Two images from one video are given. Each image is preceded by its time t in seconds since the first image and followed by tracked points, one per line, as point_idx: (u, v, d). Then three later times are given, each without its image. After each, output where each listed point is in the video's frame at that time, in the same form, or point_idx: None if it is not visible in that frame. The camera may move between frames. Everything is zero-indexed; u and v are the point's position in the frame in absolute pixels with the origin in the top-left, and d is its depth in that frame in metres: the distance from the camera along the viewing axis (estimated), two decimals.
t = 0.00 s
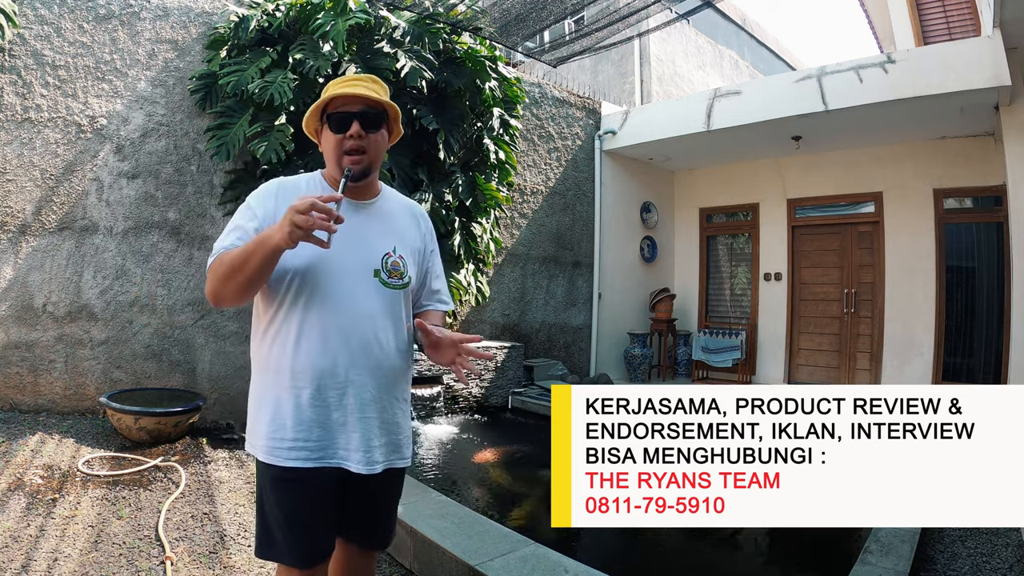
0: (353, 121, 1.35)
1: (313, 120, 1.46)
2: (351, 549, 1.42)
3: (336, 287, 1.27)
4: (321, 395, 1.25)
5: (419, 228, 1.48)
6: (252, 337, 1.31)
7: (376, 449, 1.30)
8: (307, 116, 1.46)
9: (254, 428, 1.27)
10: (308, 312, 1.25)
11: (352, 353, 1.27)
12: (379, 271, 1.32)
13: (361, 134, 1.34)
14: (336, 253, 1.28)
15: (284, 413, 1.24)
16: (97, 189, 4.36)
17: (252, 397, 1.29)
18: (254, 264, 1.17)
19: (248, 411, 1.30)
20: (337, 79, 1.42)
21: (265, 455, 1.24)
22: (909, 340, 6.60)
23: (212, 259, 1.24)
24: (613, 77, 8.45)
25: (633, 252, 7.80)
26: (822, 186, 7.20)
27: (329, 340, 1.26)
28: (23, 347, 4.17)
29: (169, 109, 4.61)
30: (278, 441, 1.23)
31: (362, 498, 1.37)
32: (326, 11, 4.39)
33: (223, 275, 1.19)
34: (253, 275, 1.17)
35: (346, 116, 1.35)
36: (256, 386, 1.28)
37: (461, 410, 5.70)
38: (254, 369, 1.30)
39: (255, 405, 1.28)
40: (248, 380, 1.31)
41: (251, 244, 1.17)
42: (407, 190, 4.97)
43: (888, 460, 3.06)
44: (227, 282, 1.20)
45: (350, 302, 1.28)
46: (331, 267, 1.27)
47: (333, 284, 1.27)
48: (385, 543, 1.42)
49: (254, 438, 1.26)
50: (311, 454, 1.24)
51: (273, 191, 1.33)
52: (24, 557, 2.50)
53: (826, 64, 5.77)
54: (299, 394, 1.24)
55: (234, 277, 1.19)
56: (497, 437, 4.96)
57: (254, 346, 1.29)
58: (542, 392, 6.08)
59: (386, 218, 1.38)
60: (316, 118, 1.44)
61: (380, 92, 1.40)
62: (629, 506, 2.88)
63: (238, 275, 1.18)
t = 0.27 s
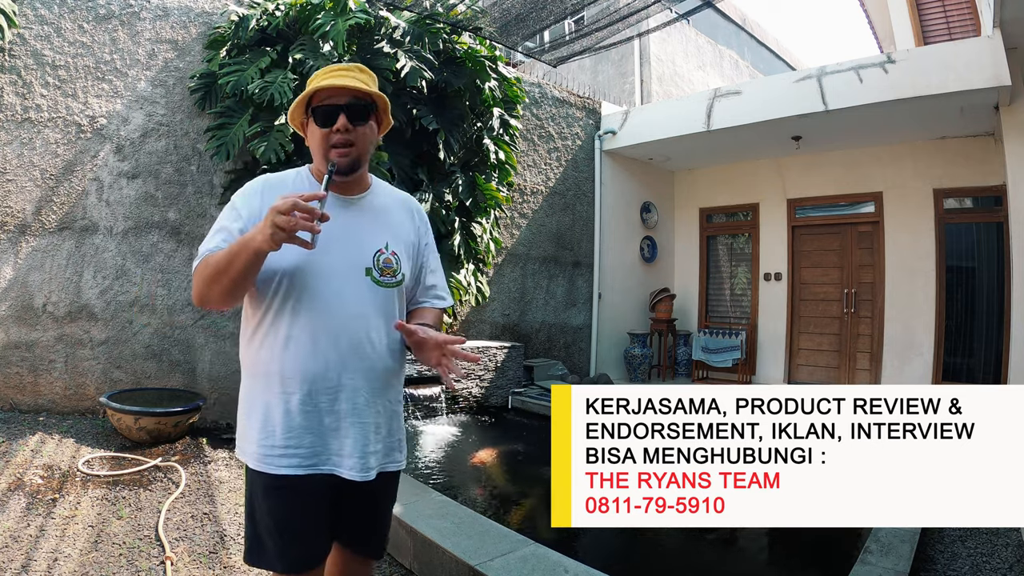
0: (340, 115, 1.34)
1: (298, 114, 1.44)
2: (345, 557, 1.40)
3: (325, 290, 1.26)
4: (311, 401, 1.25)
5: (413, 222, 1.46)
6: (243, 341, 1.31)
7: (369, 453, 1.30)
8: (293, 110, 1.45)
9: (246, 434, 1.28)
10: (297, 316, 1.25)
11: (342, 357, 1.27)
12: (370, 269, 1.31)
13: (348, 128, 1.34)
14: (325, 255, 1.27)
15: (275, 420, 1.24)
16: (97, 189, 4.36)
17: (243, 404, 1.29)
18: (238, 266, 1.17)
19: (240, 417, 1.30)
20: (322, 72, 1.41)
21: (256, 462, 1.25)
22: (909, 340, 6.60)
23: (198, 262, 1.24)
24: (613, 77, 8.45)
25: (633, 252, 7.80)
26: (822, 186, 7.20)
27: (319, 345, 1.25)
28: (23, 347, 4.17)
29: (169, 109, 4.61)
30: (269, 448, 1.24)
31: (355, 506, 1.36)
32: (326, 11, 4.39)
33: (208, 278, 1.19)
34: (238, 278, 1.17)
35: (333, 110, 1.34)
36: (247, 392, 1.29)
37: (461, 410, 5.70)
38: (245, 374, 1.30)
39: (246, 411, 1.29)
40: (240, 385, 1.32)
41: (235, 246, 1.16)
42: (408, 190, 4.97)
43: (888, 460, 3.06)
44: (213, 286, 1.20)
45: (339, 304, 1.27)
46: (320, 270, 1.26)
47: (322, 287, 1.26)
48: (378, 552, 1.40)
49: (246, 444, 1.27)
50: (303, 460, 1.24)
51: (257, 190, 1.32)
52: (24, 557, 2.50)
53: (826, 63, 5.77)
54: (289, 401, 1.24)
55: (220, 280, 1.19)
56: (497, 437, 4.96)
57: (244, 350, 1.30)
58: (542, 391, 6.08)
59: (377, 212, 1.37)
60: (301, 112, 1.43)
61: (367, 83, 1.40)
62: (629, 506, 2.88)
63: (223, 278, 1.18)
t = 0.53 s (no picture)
0: (332, 101, 1.28)
1: (285, 106, 1.37)
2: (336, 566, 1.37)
3: (314, 292, 1.21)
4: (303, 408, 1.20)
5: (406, 216, 1.40)
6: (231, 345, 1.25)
7: (364, 461, 1.25)
8: (280, 102, 1.38)
9: (236, 444, 1.23)
10: (285, 320, 1.20)
11: (334, 361, 1.22)
12: (361, 267, 1.26)
13: (340, 114, 1.27)
14: (313, 254, 1.22)
15: (265, 428, 1.20)
16: (97, 189, 4.36)
17: (231, 412, 1.24)
18: (222, 270, 1.11)
19: (228, 426, 1.26)
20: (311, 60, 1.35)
21: (247, 472, 1.21)
22: (909, 340, 6.59)
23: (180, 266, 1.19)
24: (613, 77, 8.46)
25: (633, 252, 7.80)
26: (822, 186, 7.21)
27: (309, 349, 1.20)
28: (23, 347, 4.17)
29: (169, 109, 4.61)
30: (259, 459, 1.19)
31: (348, 511, 1.32)
32: (326, 11, 4.39)
33: (189, 285, 1.14)
34: (220, 285, 1.12)
35: (325, 96, 1.28)
36: (235, 400, 1.24)
37: (461, 410, 5.70)
38: (233, 380, 1.25)
39: (235, 419, 1.24)
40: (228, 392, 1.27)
41: (216, 251, 1.11)
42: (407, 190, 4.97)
43: (888, 460, 3.06)
44: (195, 291, 1.15)
45: (329, 305, 1.22)
46: (308, 270, 1.21)
47: (311, 289, 1.21)
48: (371, 561, 1.38)
49: (236, 453, 1.22)
50: (295, 470, 1.20)
51: (241, 187, 1.26)
52: (24, 557, 2.50)
53: (826, 63, 5.77)
54: (280, 408, 1.20)
55: (202, 286, 1.13)
56: (497, 437, 4.96)
57: (232, 355, 1.24)
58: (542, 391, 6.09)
59: (367, 208, 1.30)
60: (289, 102, 1.36)
61: (359, 71, 1.34)
62: (629, 506, 2.88)
63: (205, 285, 1.13)
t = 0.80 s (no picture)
0: (336, 94, 1.24)
1: (280, 89, 1.32)
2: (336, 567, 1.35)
3: (307, 293, 1.19)
4: (299, 414, 1.19)
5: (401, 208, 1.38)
6: (221, 351, 1.23)
7: (363, 466, 1.24)
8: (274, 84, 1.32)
9: (229, 451, 1.21)
10: (279, 324, 1.18)
11: (329, 364, 1.20)
12: (356, 264, 1.24)
13: (345, 108, 1.24)
14: (306, 252, 1.20)
15: (261, 436, 1.18)
16: (97, 189, 4.36)
17: (224, 419, 1.22)
18: (204, 262, 1.09)
19: (220, 433, 1.23)
20: (312, 44, 1.30)
21: (242, 481, 1.18)
22: (909, 340, 6.59)
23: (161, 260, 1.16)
24: (613, 77, 8.46)
25: (633, 252, 7.80)
26: (822, 186, 7.21)
27: (304, 353, 1.18)
28: (23, 347, 4.17)
29: (169, 109, 4.61)
30: (255, 466, 1.17)
31: (344, 514, 1.30)
32: (326, 11, 4.39)
33: (172, 277, 1.12)
34: (203, 277, 1.10)
35: (329, 88, 1.24)
36: (228, 406, 1.21)
37: (461, 410, 5.70)
38: (226, 386, 1.23)
39: (227, 426, 1.21)
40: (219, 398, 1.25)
41: (200, 242, 1.09)
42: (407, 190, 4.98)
43: (888, 460, 3.06)
44: (178, 286, 1.13)
45: (324, 305, 1.20)
46: (301, 270, 1.19)
47: (305, 290, 1.19)
48: (368, 564, 1.35)
49: (229, 463, 1.20)
50: (293, 479, 1.18)
51: (228, 180, 1.25)
52: (24, 558, 2.50)
53: (826, 64, 5.78)
54: (274, 415, 1.18)
55: (185, 278, 1.11)
56: (497, 437, 4.96)
57: (223, 362, 1.22)
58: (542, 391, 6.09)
59: (360, 202, 1.29)
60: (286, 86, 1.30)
61: (361, 63, 1.31)
62: (629, 506, 2.88)
63: (187, 277, 1.11)
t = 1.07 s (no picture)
0: (344, 105, 1.21)
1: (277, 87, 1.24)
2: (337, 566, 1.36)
3: (302, 304, 1.15)
4: (295, 427, 1.16)
5: (393, 209, 1.36)
6: (213, 362, 1.20)
7: (362, 476, 1.23)
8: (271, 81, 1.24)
9: (225, 461, 1.19)
10: (273, 336, 1.14)
11: (325, 375, 1.17)
12: (350, 271, 1.21)
13: (352, 122, 1.21)
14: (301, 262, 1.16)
15: (258, 449, 1.16)
16: (97, 189, 4.36)
17: (219, 428, 1.20)
18: (211, 286, 1.05)
19: (215, 442, 1.21)
20: (313, 43, 1.23)
21: (240, 492, 1.17)
22: (909, 340, 6.59)
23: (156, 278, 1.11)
24: (613, 77, 8.46)
25: (633, 252, 7.80)
26: (822, 186, 7.21)
27: (299, 364, 1.15)
28: (23, 347, 4.17)
29: (169, 109, 4.61)
30: (252, 478, 1.16)
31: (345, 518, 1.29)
32: (327, 11, 4.40)
33: (173, 301, 1.07)
34: (209, 301, 1.06)
35: (336, 98, 1.20)
36: (223, 415, 1.19)
37: (461, 410, 5.70)
38: (219, 398, 1.20)
39: (223, 436, 1.19)
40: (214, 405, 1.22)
41: (205, 266, 1.04)
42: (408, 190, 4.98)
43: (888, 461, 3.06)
44: (180, 309, 1.08)
45: (319, 316, 1.16)
46: (296, 280, 1.15)
47: (299, 300, 1.15)
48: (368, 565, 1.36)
49: (226, 474, 1.18)
50: (290, 492, 1.16)
51: (219, 183, 1.19)
52: (24, 557, 2.50)
53: (826, 64, 5.78)
54: (271, 428, 1.15)
55: (190, 303, 1.07)
56: (497, 437, 4.96)
57: (217, 372, 1.19)
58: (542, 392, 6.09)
59: (355, 206, 1.27)
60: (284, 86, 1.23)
61: (366, 67, 1.27)
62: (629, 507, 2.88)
63: (192, 302, 1.06)
